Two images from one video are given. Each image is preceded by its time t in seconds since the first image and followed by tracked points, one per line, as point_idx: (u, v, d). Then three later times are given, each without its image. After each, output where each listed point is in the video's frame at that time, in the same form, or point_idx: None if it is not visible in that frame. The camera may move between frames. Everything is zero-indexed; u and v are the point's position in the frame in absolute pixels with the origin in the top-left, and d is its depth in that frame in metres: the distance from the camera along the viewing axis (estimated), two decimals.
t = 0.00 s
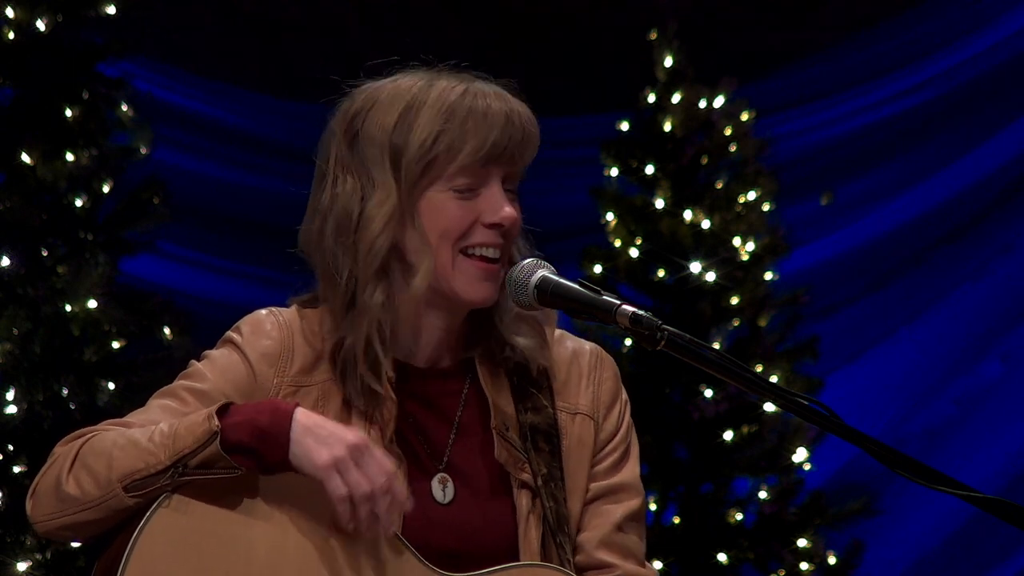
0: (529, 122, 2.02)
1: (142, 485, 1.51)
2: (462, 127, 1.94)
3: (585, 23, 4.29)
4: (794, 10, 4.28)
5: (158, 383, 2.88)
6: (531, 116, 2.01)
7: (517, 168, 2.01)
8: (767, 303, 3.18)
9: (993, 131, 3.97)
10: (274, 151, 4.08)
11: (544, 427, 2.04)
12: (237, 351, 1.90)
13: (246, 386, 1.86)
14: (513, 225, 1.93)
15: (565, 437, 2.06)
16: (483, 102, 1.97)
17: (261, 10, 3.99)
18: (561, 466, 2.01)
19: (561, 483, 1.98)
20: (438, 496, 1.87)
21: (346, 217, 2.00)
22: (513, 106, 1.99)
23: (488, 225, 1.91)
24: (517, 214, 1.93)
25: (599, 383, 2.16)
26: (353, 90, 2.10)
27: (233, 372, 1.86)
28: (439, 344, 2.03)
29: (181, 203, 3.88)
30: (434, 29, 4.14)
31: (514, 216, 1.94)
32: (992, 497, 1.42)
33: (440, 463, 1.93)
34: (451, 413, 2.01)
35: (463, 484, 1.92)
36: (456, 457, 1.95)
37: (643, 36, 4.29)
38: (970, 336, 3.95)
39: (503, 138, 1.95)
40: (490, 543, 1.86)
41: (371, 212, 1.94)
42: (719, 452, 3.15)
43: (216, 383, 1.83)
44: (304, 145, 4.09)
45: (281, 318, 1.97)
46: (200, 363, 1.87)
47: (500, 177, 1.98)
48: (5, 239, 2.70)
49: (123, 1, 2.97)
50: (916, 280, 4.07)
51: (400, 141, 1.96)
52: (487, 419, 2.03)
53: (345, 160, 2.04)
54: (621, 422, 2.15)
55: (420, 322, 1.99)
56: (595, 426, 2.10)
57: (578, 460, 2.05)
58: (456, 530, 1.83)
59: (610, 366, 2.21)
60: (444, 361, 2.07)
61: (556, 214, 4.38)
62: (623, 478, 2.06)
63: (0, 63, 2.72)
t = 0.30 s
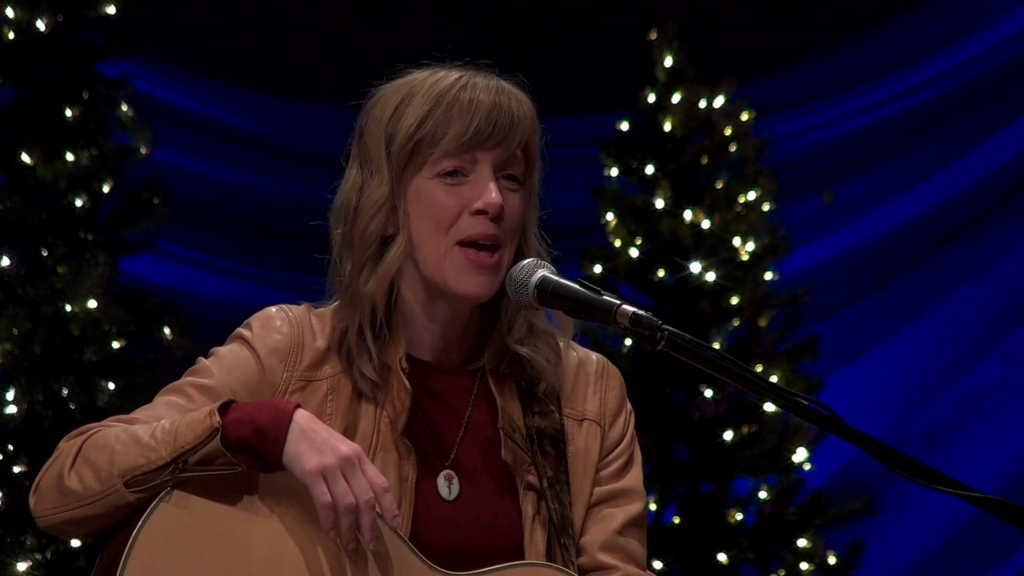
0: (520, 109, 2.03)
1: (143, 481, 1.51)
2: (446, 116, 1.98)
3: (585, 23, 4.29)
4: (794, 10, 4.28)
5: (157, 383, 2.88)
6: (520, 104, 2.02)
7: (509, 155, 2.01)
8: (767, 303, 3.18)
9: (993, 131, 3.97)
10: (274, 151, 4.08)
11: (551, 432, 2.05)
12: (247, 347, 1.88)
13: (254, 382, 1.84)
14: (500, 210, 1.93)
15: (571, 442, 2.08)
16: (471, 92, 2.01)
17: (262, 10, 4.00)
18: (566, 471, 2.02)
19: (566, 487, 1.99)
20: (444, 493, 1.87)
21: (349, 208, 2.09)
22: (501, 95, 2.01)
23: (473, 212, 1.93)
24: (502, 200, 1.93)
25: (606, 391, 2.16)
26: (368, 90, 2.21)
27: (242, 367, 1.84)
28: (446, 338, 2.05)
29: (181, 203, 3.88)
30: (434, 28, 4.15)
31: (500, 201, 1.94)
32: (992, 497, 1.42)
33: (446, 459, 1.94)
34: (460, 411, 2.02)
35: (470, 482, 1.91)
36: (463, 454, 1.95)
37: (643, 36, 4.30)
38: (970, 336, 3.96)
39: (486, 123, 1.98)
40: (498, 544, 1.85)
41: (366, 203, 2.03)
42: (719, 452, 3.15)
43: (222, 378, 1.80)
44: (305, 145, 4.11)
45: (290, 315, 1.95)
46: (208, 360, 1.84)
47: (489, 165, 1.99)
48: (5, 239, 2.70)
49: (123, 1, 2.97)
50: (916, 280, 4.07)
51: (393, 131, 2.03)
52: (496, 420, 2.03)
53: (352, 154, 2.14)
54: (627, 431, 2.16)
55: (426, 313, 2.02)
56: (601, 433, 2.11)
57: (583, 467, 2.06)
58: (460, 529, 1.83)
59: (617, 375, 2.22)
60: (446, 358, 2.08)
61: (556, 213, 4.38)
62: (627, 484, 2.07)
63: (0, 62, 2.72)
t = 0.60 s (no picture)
0: (523, 108, 2.03)
1: (141, 480, 1.52)
2: (450, 113, 1.98)
3: (585, 23, 4.29)
4: (794, 10, 4.28)
5: (158, 383, 2.88)
6: (523, 103, 2.03)
7: (512, 154, 2.01)
8: (767, 303, 3.18)
9: (993, 131, 3.97)
10: (274, 151, 4.08)
11: (549, 433, 2.06)
12: (244, 348, 1.88)
13: (252, 382, 1.84)
14: (502, 206, 1.93)
15: (569, 443, 2.08)
16: (475, 91, 2.01)
17: (262, 10, 4.00)
18: (565, 471, 2.02)
19: (565, 488, 1.99)
20: (441, 492, 1.86)
21: (351, 204, 2.09)
22: (505, 93, 2.01)
23: (474, 207, 1.92)
24: (504, 197, 1.93)
25: (603, 394, 2.17)
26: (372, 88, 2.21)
27: (241, 367, 1.84)
28: (444, 334, 2.05)
29: (181, 203, 3.88)
30: (434, 29, 4.15)
31: (503, 198, 1.93)
32: (992, 497, 1.42)
33: (444, 458, 1.94)
34: (458, 410, 2.02)
35: (468, 481, 1.91)
36: (461, 453, 1.95)
37: (643, 36, 4.30)
38: (970, 336, 3.96)
39: (490, 121, 1.98)
40: (496, 544, 1.85)
41: (367, 198, 2.03)
42: (719, 452, 3.15)
43: (219, 379, 1.80)
44: (305, 145, 4.11)
45: (287, 316, 1.96)
46: (205, 361, 1.84)
47: (492, 163, 1.99)
48: (5, 239, 2.70)
49: (123, 1, 2.97)
50: (916, 280, 4.07)
51: (395, 127, 2.04)
52: (495, 420, 2.03)
53: (354, 150, 2.14)
54: (625, 432, 2.16)
55: (426, 307, 2.03)
56: (599, 434, 2.11)
57: (582, 468, 2.06)
58: (459, 529, 1.83)
59: (614, 378, 2.22)
60: (444, 358, 2.07)
61: (556, 213, 4.38)
62: (625, 486, 2.07)
63: (0, 62, 2.72)
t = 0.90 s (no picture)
0: (527, 111, 2.03)
1: (141, 480, 1.51)
2: (454, 115, 1.98)
3: (585, 23, 4.29)
4: (794, 10, 4.28)
5: (158, 383, 2.88)
6: (527, 107, 2.03)
7: (514, 157, 2.01)
8: (767, 303, 3.18)
9: (993, 130, 3.97)
10: (274, 151, 4.08)
11: (549, 434, 2.06)
12: (243, 349, 1.88)
13: (252, 383, 1.84)
14: (503, 210, 1.93)
15: (569, 445, 2.08)
16: (479, 93, 2.01)
17: (261, 10, 4.00)
18: (565, 472, 2.02)
19: (565, 489, 1.99)
20: (441, 493, 1.86)
21: (352, 203, 2.09)
22: (509, 97, 2.02)
23: (476, 211, 1.92)
24: (505, 201, 1.93)
25: (603, 395, 2.17)
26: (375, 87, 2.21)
27: (241, 367, 1.84)
28: (444, 334, 2.05)
29: (181, 203, 3.88)
30: (434, 29, 4.15)
31: (504, 201, 1.93)
32: (992, 497, 1.42)
33: (443, 459, 1.93)
34: (458, 411, 2.02)
35: (468, 482, 1.91)
36: (461, 454, 1.95)
37: (643, 36, 4.29)
38: (970, 336, 3.96)
39: (494, 123, 1.97)
40: (497, 544, 1.86)
41: (369, 199, 2.02)
42: (719, 452, 3.15)
43: (219, 380, 1.80)
44: (305, 145, 4.11)
45: (287, 318, 1.96)
46: (204, 362, 1.84)
47: (494, 166, 1.98)
48: (5, 239, 2.70)
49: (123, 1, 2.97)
50: (916, 280, 4.07)
51: (398, 128, 2.03)
52: (495, 421, 2.03)
53: (357, 149, 2.14)
54: (625, 434, 2.16)
55: (426, 307, 2.03)
56: (599, 436, 2.11)
57: (582, 469, 2.06)
58: (460, 530, 1.83)
59: (613, 379, 2.22)
60: (444, 359, 2.07)
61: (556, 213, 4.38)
62: (625, 487, 2.07)
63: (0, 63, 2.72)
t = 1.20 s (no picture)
0: (515, 109, 2.02)
1: (141, 479, 1.51)
2: (440, 115, 1.98)
3: (585, 23, 4.29)
4: (794, 10, 4.28)
5: (158, 383, 2.88)
6: (516, 106, 2.02)
7: (502, 158, 2.00)
8: (767, 303, 3.18)
9: (993, 131, 3.99)
10: (274, 151, 4.08)
11: (549, 436, 2.06)
12: (244, 348, 1.88)
13: (251, 382, 1.84)
14: (487, 210, 1.93)
15: (569, 447, 2.08)
16: (467, 93, 2.01)
17: (262, 10, 4.00)
18: (565, 474, 2.02)
19: (564, 490, 2.00)
20: (441, 493, 1.86)
21: (346, 203, 2.10)
22: (497, 96, 2.01)
23: (460, 213, 1.92)
24: (490, 202, 1.93)
25: (605, 398, 2.17)
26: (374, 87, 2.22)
27: (241, 367, 1.84)
28: (442, 335, 2.05)
29: (181, 203, 3.88)
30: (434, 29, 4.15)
31: (489, 202, 1.93)
32: (992, 497, 1.42)
33: (442, 459, 1.93)
34: (459, 411, 2.01)
35: (469, 482, 1.91)
36: (460, 454, 1.94)
37: (643, 36, 4.29)
38: (970, 336, 3.97)
39: (478, 122, 1.97)
40: (497, 545, 1.86)
41: (359, 199, 2.03)
42: (719, 452, 3.15)
43: (219, 379, 1.80)
44: (305, 146, 4.11)
45: (287, 317, 1.96)
46: (204, 362, 1.84)
47: (480, 167, 1.98)
48: (5, 239, 2.70)
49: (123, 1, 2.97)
50: (915, 280, 4.07)
51: (388, 128, 2.04)
52: (495, 421, 2.03)
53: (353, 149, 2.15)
54: (626, 437, 2.16)
55: (421, 311, 2.03)
56: (600, 438, 2.11)
57: (582, 471, 2.06)
58: (460, 531, 1.83)
59: (615, 382, 2.22)
60: (444, 359, 2.07)
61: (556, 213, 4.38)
62: (627, 489, 2.07)
63: (0, 63, 2.72)
